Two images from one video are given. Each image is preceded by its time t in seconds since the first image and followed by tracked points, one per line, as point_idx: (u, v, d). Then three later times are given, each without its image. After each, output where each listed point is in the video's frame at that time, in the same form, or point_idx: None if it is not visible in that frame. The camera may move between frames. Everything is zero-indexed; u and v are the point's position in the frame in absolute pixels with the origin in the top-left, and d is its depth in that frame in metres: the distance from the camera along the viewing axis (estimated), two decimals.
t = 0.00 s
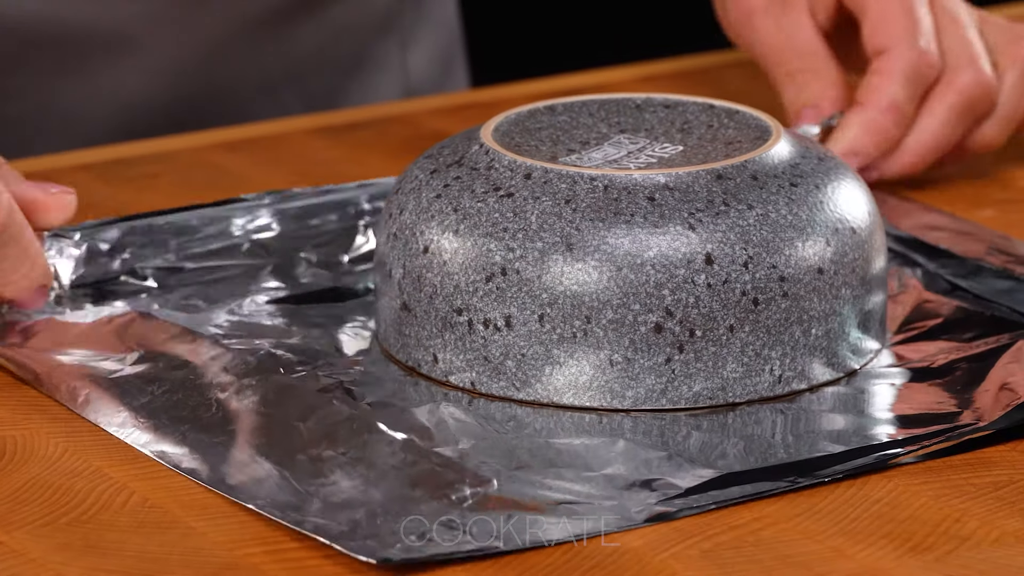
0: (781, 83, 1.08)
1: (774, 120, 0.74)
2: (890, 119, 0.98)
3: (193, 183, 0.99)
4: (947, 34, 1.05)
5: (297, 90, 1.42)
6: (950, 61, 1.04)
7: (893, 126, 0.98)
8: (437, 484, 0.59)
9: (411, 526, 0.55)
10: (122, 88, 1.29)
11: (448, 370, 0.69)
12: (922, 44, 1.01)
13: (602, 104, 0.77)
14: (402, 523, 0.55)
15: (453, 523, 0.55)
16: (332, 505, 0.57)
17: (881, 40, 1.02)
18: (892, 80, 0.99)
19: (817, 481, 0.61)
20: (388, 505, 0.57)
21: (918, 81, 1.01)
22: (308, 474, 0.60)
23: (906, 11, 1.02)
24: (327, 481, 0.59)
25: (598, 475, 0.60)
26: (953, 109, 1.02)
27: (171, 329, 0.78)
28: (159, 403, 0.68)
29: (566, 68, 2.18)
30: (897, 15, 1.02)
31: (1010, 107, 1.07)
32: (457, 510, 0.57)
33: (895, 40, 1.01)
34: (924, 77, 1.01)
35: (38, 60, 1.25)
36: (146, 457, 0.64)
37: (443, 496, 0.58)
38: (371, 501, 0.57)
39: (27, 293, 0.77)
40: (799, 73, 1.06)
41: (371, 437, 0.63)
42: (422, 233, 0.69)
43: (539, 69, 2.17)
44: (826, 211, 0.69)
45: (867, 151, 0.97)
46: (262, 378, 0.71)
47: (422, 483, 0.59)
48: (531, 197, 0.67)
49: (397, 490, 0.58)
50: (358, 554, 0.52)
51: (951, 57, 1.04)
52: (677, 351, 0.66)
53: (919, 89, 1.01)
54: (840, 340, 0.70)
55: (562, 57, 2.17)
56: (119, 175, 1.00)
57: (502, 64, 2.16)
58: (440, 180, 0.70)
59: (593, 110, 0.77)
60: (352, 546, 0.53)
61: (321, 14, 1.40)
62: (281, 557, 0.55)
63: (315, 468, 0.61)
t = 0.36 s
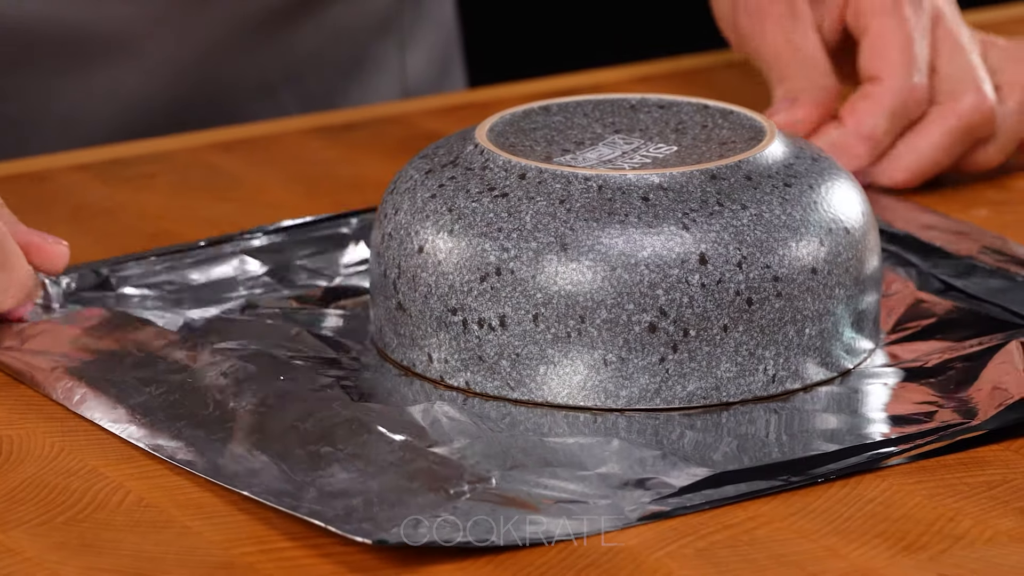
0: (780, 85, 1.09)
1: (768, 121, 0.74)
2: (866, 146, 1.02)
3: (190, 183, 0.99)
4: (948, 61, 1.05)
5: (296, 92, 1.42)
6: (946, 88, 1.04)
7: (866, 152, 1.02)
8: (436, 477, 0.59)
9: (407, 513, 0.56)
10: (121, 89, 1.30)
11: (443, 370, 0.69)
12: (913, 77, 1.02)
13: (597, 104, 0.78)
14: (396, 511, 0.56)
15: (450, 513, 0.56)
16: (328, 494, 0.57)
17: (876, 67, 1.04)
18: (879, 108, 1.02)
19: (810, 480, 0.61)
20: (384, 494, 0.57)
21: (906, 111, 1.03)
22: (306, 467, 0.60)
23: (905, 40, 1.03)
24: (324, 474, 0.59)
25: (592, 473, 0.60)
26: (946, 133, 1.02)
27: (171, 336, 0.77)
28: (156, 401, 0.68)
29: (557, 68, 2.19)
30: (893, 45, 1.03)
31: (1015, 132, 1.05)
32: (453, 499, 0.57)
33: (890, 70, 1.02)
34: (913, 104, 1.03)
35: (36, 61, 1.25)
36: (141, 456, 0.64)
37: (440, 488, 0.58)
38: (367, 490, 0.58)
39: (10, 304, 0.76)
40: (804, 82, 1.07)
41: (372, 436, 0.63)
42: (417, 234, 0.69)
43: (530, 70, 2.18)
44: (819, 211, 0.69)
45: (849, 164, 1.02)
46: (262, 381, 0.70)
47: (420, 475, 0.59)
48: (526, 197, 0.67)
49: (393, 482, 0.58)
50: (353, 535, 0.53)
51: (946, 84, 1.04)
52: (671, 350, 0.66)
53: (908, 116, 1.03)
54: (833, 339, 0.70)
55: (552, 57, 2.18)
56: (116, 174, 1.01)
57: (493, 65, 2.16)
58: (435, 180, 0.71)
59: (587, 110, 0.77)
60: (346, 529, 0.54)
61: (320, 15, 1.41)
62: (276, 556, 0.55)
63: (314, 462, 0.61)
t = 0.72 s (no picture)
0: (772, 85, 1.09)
1: (762, 121, 0.74)
2: (852, 147, 1.01)
3: (186, 183, 0.99)
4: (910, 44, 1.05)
5: (292, 93, 1.42)
6: (910, 72, 1.05)
7: (854, 152, 1.01)
8: (424, 467, 0.58)
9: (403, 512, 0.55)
10: (118, 90, 1.30)
11: (438, 369, 0.70)
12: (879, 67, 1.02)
13: (592, 105, 0.78)
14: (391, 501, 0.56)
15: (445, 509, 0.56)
16: (320, 497, 0.57)
17: (841, 69, 1.03)
18: (854, 110, 1.01)
19: (805, 480, 0.61)
20: (375, 494, 0.56)
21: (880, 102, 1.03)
22: (295, 464, 0.59)
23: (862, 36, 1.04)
24: (315, 471, 0.58)
25: (587, 472, 0.61)
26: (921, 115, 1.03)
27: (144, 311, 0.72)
28: (145, 395, 0.67)
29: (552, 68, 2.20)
30: (854, 43, 1.04)
31: (982, 104, 1.07)
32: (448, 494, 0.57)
33: (854, 68, 1.02)
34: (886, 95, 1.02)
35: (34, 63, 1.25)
36: (138, 455, 0.64)
37: (428, 481, 0.57)
38: (358, 491, 0.57)
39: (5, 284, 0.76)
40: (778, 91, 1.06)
41: (358, 418, 0.61)
42: (413, 233, 0.69)
43: (527, 69, 2.18)
44: (814, 211, 0.69)
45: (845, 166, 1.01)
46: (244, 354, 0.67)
47: (408, 467, 0.58)
48: (521, 197, 0.67)
49: (384, 476, 0.58)
50: (347, 550, 0.53)
51: (910, 67, 1.05)
52: (666, 350, 0.66)
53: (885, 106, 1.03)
54: (828, 339, 0.71)
55: (548, 58, 2.19)
56: (112, 174, 1.01)
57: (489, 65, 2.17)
58: (430, 180, 0.71)
59: (582, 110, 0.77)
60: (340, 541, 0.53)
61: (320, 17, 1.41)
62: (272, 556, 0.55)
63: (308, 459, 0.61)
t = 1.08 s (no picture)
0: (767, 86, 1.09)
1: (756, 121, 0.75)
2: (845, 141, 1.01)
3: (183, 183, 1.00)
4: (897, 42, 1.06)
5: (289, 94, 1.42)
6: (899, 69, 1.05)
7: (848, 146, 1.01)
8: (421, 474, 0.60)
9: (394, 520, 0.56)
10: (115, 92, 1.31)
11: (432, 369, 0.70)
12: (870, 60, 1.03)
13: (587, 105, 0.78)
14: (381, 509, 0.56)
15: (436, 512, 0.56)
16: (315, 501, 0.57)
17: (832, 63, 1.03)
18: (846, 103, 1.01)
19: (798, 480, 0.61)
20: (369, 499, 0.57)
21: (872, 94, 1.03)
22: (292, 469, 0.60)
23: (849, 30, 1.04)
24: (310, 476, 0.60)
25: (581, 471, 0.61)
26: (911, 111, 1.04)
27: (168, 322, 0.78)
28: (144, 399, 0.69)
29: (551, 68, 2.20)
30: (839, 37, 1.04)
31: (970, 102, 1.07)
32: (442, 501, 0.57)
33: (843, 61, 1.03)
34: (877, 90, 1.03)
35: (32, 65, 1.26)
36: (133, 455, 0.64)
37: (425, 488, 0.58)
38: (353, 496, 0.58)
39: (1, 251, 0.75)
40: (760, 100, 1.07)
41: (353, 428, 0.64)
42: (408, 234, 0.70)
43: (525, 69, 2.19)
44: (808, 211, 0.69)
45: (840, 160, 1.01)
46: (245, 364, 0.72)
47: (404, 474, 0.59)
48: (515, 197, 0.67)
49: (379, 483, 0.59)
50: (340, 550, 0.53)
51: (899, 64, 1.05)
52: (660, 350, 0.66)
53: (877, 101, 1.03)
54: (822, 339, 0.71)
55: (546, 59, 2.19)
56: (109, 174, 1.01)
57: (487, 65, 2.18)
58: (425, 180, 0.71)
59: (577, 111, 0.78)
60: (333, 542, 0.54)
61: (319, 18, 1.41)
62: (268, 555, 0.55)
63: (302, 457, 0.61)
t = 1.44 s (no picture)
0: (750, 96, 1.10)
1: (751, 122, 0.75)
2: (843, 142, 1.01)
3: (180, 183, 1.00)
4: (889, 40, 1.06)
5: (286, 94, 1.43)
6: (892, 68, 1.06)
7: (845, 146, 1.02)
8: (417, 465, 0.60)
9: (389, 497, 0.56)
10: (112, 93, 1.31)
11: (428, 369, 0.70)
12: (864, 60, 1.02)
13: (582, 105, 0.79)
14: (378, 475, 0.56)
15: (430, 504, 0.56)
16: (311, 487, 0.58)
17: (824, 66, 1.03)
18: (840, 105, 1.01)
19: (792, 479, 0.61)
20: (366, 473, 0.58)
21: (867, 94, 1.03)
22: (281, 439, 0.59)
23: (839, 33, 1.04)
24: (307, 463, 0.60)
25: (576, 470, 0.61)
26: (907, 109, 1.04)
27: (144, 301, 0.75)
28: (138, 386, 0.68)
29: (546, 68, 2.21)
30: (830, 40, 1.04)
31: (962, 100, 1.08)
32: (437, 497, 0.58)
33: (836, 63, 1.02)
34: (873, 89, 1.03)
35: (31, 65, 1.26)
36: (130, 453, 0.64)
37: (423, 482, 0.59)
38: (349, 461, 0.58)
39: None
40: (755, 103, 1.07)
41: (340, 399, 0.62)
42: (403, 234, 0.70)
43: (520, 69, 2.20)
44: (802, 211, 0.70)
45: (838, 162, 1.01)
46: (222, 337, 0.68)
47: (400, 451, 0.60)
48: (510, 197, 0.68)
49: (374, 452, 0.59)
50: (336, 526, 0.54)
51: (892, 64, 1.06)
52: (655, 350, 0.67)
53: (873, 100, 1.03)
54: (816, 339, 0.71)
55: (540, 58, 2.19)
56: (105, 175, 1.01)
57: (481, 65, 2.18)
58: (420, 180, 0.71)
59: (572, 111, 0.78)
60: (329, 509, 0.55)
61: (317, 18, 1.41)
62: (264, 555, 0.55)
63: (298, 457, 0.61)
